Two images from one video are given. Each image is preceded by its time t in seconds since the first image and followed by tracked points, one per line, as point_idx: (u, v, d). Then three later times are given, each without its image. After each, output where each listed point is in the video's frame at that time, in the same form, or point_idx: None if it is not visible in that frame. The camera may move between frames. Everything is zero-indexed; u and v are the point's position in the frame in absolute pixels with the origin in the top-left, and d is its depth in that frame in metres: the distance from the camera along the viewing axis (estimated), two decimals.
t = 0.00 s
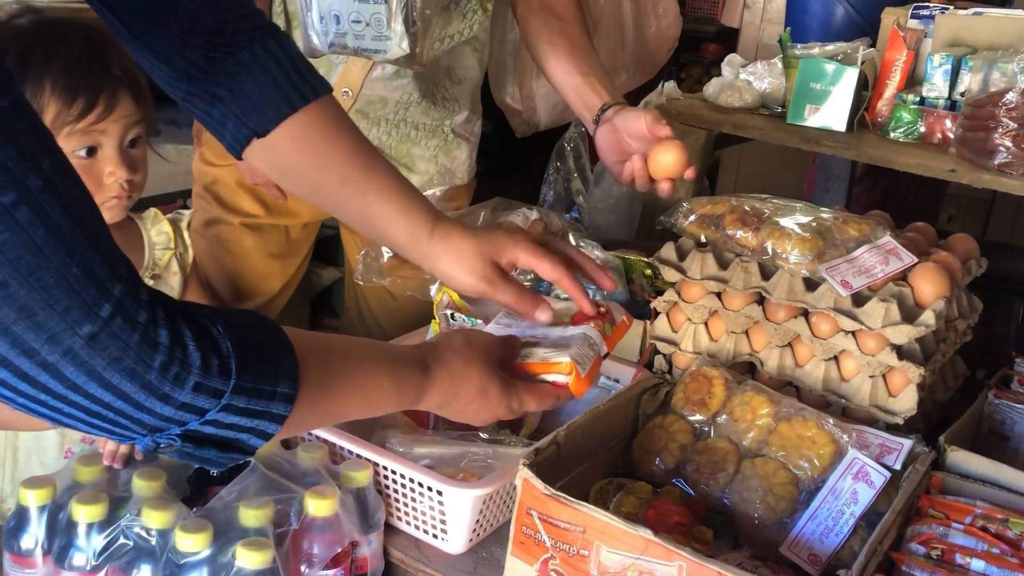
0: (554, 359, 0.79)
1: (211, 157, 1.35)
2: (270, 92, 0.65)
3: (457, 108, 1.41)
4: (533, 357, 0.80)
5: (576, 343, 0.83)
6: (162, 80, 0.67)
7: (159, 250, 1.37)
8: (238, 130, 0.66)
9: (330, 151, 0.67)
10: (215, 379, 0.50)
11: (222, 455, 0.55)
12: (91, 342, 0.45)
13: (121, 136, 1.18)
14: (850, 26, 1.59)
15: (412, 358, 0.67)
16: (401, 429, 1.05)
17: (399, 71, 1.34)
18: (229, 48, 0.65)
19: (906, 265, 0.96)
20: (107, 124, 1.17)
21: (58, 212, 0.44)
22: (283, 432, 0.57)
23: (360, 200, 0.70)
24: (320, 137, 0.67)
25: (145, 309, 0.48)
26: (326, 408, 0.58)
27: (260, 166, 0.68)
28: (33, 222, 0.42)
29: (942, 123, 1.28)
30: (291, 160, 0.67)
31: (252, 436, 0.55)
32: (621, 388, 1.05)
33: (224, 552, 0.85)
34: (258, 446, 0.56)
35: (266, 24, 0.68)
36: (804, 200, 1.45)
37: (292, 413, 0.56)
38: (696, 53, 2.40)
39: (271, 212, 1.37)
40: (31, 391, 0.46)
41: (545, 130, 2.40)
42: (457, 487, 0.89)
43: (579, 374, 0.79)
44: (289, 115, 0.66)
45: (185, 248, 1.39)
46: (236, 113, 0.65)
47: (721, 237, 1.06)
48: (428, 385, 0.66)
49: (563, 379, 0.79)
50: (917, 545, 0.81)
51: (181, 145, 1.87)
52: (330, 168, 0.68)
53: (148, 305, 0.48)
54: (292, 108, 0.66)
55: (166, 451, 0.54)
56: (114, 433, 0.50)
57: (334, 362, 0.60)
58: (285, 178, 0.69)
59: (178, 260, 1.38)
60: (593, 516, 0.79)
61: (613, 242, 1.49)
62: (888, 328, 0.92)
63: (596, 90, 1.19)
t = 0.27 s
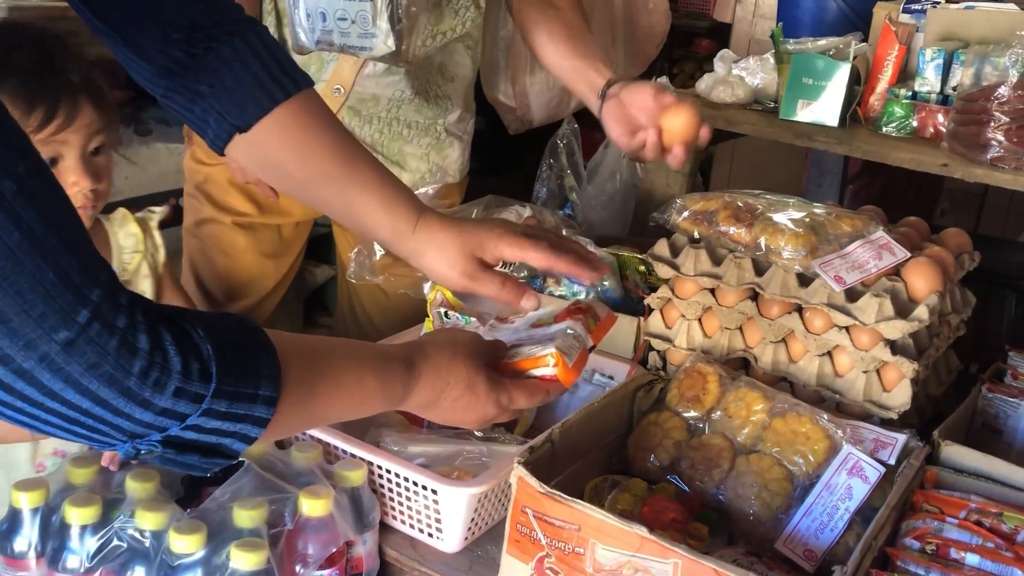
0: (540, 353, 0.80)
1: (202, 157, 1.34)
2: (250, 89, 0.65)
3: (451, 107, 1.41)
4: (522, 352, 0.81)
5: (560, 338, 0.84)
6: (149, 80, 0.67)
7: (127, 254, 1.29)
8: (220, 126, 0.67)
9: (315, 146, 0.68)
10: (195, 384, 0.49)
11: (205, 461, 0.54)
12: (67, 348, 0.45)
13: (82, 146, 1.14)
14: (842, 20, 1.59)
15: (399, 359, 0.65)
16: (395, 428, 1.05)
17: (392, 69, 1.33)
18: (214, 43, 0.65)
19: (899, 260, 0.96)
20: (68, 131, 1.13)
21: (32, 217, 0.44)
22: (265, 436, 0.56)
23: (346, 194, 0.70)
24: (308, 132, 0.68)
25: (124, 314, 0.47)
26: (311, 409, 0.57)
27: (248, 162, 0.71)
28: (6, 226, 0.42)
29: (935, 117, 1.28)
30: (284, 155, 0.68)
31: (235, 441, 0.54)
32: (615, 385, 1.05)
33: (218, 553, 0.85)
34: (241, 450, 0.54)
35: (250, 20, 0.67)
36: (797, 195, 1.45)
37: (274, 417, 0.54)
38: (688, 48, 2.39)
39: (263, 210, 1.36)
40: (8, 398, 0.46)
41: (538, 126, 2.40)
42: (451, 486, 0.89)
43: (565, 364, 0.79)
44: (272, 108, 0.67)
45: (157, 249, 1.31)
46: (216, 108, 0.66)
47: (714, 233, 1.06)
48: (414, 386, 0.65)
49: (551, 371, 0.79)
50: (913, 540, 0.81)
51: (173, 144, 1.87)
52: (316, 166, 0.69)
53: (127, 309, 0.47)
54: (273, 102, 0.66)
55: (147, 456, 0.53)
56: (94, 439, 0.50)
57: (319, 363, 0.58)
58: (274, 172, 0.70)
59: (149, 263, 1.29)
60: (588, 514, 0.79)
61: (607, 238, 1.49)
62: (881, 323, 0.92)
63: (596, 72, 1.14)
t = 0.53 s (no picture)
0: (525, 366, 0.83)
1: (192, 154, 1.33)
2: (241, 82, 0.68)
3: (441, 103, 1.40)
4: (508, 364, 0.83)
5: (545, 350, 0.86)
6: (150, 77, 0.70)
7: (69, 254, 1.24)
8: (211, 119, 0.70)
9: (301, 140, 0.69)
10: (167, 396, 0.48)
11: (180, 473, 0.54)
12: (35, 358, 0.44)
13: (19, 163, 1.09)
14: (834, 13, 1.58)
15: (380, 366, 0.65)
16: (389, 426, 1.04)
17: (382, 65, 1.32)
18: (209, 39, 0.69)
19: (892, 254, 0.96)
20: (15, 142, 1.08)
21: None
22: (240, 447, 0.55)
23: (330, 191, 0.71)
24: (294, 133, 0.69)
25: (95, 324, 0.47)
26: (289, 419, 0.56)
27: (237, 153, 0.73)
28: None
29: (927, 111, 1.28)
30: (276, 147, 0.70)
31: (211, 453, 0.53)
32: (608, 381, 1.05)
33: (210, 554, 0.84)
34: (217, 461, 0.54)
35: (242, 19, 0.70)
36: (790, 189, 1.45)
37: (251, 428, 0.53)
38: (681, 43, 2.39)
39: (254, 208, 1.36)
40: None
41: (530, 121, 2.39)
42: (445, 485, 0.88)
43: (550, 379, 0.83)
44: (261, 103, 0.69)
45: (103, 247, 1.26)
46: (208, 102, 0.69)
47: (708, 229, 1.06)
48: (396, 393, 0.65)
49: (534, 384, 0.82)
50: (907, 534, 0.81)
51: (164, 142, 1.86)
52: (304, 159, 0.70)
53: (99, 319, 0.47)
54: (264, 96, 0.69)
55: (122, 468, 0.53)
56: (65, 451, 0.49)
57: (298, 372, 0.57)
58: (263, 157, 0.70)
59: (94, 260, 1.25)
60: (582, 511, 0.79)
61: (600, 234, 1.49)
62: (874, 317, 0.92)
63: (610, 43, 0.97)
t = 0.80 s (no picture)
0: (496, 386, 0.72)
1: (183, 150, 1.32)
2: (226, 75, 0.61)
3: (434, 98, 1.40)
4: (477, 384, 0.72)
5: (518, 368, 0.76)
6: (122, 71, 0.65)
7: (48, 253, 1.19)
8: (195, 112, 0.62)
9: (291, 131, 0.62)
10: (126, 421, 0.46)
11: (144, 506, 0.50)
12: None
13: None
14: (828, 8, 1.58)
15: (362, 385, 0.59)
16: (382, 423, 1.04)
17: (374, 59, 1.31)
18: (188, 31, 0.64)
19: (885, 248, 0.96)
20: None
21: None
22: (209, 473, 0.50)
23: (316, 185, 0.63)
24: (271, 124, 0.62)
25: (49, 347, 0.46)
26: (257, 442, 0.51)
27: (213, 149, 0.65)
28: None
29: (920, 105, 1.28)
30: (246, 151, 0.63)
31: (174, 479, 0.49)
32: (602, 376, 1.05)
33: (203, 551, 0.84)
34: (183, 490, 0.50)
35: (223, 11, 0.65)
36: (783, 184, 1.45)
37: (214, 451, 0.49)
38: (675, 38, 2.38)
39: (248, 204, 1.35)
40: None
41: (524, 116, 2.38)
42: (437, 481, 0.88)
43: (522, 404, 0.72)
44: (241, 96, 0.62)
45: (83, 248, 1.21)
46: (190, 93, 0.62)
47: (701, 224, 1.06)
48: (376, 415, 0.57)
49: (505, 407, 0.72)
50: (900, 529, 0.81)
51: (157, 137, 1.85)
52: (290, 149, 0.62)
53: (54, 342, 0.46)
54: (248, 85, 0.62)
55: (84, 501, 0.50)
56: (22, 482, 0.47)
57: (267, 390, 0.52)
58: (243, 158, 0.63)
59: (75, 259, 1.20)
60: (576, 507, 0.78)
61: (593, 229, 1.49)
62: (868, 312, 0.92)
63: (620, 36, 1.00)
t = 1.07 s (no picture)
0: (492, 389, 0.77)
1: (180, 145, 1.32)
2: (246, 76, 0.76)
3: (434, 88, 1.40)
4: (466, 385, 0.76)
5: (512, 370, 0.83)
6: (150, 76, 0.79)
7: (67, 250, 1.16)
8: (211, 113, 0.77)
9: (317, 138, 0.77)
10: (108, 425, 0.49)
11: (123, 507, 0.54)
12: None
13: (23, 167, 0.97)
14: (827, 7, 1.58)
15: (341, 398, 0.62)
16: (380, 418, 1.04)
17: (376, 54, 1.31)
18: (203, 28, 0.78)
19: (884, 245, 0.96)
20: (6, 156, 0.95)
21: None
22: (191, 478, 0.54)
23: (332, 186, 0.77)
24: (303, 133, 0.76)
25: (33, 352, 0.50)
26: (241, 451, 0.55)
27: (240, 148, 0.79)
28: None
29: (918, 103, 1.28)
30: (283, 154, 0.77)
31: (155, 483, 0.53)
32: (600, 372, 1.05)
33: (201, 546, 0.83)
34: (162, 492, 0.54)
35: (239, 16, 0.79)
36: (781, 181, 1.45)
37: (200, 455, 0.53)
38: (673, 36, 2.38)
39: (245, 199, 1.35)
40: None
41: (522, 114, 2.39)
42: (435, 476, 0.88)
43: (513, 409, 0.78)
44: (263, 103, 0.76)
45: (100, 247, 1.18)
46: (210, 94, 0.77)
47: (699, 221, 1.06)
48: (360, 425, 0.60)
49: (495, 411, 0.76)
50: (897, 525, 0.81)
51: (154, 133, 1.85)
52: (318, 155, 0.77)
53: (36, 347, 0.50)
54: (263, 92, 0.76)
55: (63, 505, 0.53)
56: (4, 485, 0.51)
57: (265, 402, 0.56)
58: (275, 159, 0.78)
59: (91, 259, 1.17)
60: (574, 502, 0.79)
61: (591, 225, 1.49)
62: (866, 309, 0.92)
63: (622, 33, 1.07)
